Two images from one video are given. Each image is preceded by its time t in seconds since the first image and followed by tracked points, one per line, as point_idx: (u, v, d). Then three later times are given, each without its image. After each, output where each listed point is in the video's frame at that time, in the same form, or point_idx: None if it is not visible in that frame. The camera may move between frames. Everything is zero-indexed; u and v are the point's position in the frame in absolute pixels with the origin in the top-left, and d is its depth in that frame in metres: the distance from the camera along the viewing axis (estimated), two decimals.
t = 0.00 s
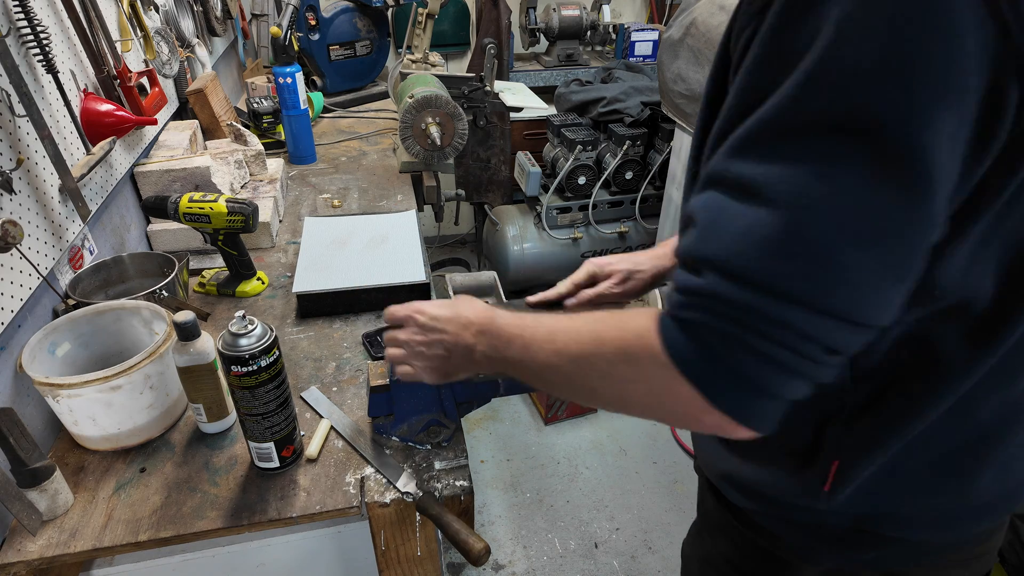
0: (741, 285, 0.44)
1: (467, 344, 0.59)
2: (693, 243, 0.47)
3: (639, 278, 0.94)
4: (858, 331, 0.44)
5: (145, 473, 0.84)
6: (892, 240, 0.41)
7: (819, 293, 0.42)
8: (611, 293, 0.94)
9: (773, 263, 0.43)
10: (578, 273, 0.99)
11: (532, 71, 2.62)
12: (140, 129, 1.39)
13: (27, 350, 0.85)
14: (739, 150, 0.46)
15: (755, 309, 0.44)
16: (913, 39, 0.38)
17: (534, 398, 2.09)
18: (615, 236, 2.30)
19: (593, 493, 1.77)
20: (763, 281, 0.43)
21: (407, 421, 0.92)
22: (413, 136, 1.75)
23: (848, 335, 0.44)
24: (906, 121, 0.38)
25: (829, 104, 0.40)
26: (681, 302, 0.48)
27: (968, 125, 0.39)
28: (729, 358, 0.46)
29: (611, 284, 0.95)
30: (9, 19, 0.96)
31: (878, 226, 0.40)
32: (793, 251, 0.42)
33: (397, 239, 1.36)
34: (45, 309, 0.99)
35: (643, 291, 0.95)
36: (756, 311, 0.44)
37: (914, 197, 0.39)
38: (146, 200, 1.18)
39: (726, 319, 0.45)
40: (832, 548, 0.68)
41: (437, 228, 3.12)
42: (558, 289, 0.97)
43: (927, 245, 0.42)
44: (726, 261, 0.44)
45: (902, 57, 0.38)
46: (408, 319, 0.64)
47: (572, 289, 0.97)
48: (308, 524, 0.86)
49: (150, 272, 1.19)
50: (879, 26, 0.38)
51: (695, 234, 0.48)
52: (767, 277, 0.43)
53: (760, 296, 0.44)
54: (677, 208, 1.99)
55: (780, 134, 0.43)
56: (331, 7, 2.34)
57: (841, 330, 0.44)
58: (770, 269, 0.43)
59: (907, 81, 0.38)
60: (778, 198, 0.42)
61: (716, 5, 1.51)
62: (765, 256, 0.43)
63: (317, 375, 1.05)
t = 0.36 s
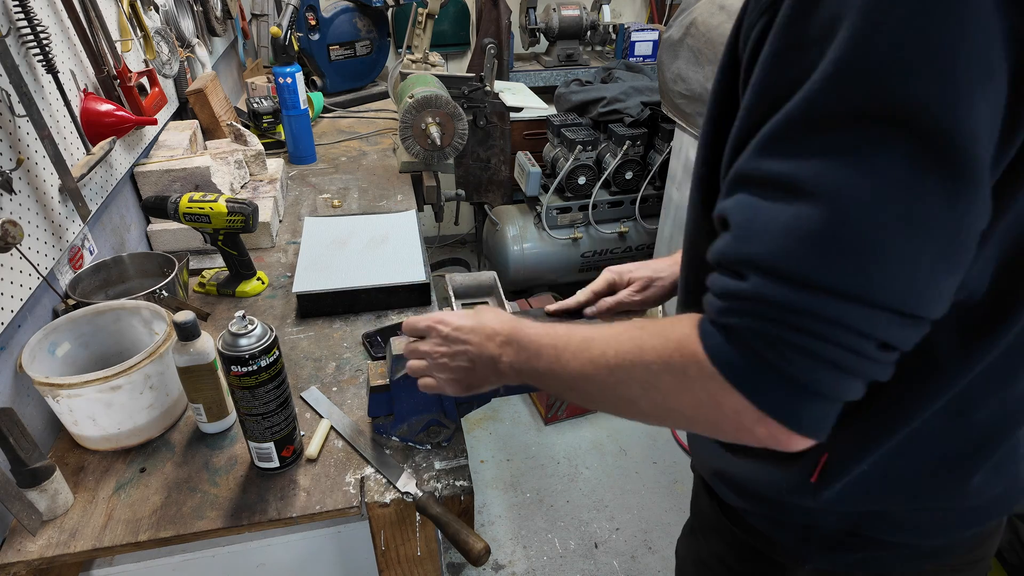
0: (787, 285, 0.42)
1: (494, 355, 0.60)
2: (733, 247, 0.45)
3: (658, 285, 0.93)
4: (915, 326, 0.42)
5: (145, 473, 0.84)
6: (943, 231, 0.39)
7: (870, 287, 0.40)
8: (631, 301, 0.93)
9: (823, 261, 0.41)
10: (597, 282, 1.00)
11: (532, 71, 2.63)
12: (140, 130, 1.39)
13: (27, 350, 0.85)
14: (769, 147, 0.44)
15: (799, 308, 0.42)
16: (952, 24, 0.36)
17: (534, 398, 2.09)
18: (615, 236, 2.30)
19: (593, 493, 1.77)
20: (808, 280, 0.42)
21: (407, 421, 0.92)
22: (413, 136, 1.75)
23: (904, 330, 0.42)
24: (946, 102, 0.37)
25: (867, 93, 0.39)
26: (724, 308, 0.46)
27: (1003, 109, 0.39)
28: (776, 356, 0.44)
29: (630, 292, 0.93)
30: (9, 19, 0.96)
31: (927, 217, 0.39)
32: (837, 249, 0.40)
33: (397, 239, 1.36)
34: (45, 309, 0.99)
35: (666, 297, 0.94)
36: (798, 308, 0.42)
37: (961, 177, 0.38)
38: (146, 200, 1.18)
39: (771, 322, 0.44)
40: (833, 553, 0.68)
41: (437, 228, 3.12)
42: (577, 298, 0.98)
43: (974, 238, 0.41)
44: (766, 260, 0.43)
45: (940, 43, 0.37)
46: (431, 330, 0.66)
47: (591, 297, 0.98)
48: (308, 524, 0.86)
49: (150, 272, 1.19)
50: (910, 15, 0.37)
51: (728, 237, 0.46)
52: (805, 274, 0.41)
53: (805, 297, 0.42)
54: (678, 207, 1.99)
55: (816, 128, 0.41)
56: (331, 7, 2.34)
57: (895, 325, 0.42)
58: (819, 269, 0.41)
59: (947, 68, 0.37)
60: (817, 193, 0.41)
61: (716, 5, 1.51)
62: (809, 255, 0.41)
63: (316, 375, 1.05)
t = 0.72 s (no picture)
0: (739, 282, 0.44)
1: (462, 339, 0.60)
2: (697, 243, 0.46)
3: (643, 280, 0.94)
4: (858, 335, 0.43)
5: (145, 474, 0.84)
6: (892, 247, 0.40)
7: (827, 296, 0.42)
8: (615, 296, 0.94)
9: (781, 264, 0.42)
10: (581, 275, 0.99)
11: (532, 71, 2.63)
12: (140, 130, 1.39)
13: (27, 350, 0.85)
14: (740, 150, 0.45)
15: (755, 309, 0.43)
16: (909, 48, 0.37)
17: (534, 398, 2.09)
18: (615, 236, 2.30)
19: (593, 493, 1.77)
20: (765, 283, 0.43)
21: (407, 420, 0.92)
22: (413, 136, 1.75)
23: (850, 339, 0.43)
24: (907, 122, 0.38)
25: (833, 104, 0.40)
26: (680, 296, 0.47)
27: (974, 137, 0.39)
28: (739, 361, 0.45)
29: (614, 287, 0.94)
30: (9, 19, 0.96)
31: (882, 233, 0.40)
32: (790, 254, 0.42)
33: (397, 239, 1.36)
34: (45, 309, 0.99)
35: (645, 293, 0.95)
36: (765, 310, 0.43)
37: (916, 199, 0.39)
38: (146, 200, 1.18)
39: (729, 322, 0.45)
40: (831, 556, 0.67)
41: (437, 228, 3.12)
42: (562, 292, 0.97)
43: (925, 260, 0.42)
44: (723, 257, 0.44)
45: (909, 60, 0.37)
46: (407, 316, 0.65)
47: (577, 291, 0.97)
48: (308, 524, 0.86)
49: (150, 272, 1.19)
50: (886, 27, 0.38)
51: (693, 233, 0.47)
52: (765, 278, 0.43)
53: (765, 298, 0.43)
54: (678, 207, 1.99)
55: (779, 134, 0.42)
56: (331, 7, 2.34)
57: (844, 335, 0.43)
58: (780, 273, 0.42)
59: (909, 87, 0.38)
60: (776, 201, 0.42)
61: (716, 5, 1.51)
62: (765, 258, 0.42)
63: (316, 375, 1.05)
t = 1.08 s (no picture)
0: (693, 272, 0.44)
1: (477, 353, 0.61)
2: (654, 228, 0.46)
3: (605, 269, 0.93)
4: (798, 330, 0.44)
5: (145, 473, 0.84)
6: (837, 245, 0.40)
7: (765, 291, 0.42)
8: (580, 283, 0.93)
9: (726, 256, 0.42)
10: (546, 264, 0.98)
11: (532, 71, 2.63)
12: (140, 130, 1.39)
13: (27, 349, 0.85)
14: (713, 136, 0.45)
15: (700, 300, 0.44)
16: (884, 46, 0.37)
17: (534, 398, 2.09)
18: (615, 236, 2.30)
19: (593, 493, 1.77)
20: (715, 275, 0.43)
21: (407, 421, 0.92)
22: (413, 136, 1.75)
23: (786, 332, 0.44)
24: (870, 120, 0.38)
25: (801, 98, 0.39)
26: (634, 279, 0.48)
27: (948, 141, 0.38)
28: (676, 345, 0.46)
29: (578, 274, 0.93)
30: (9, 19, 0.96)
31: (823, 228, 0.40)
32: (740, 248, 0.42)
33: (397, 239, 1.36)
34: (45, 309, 0.99)
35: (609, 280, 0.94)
36: (703, 299, 0.44)
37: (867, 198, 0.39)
38: (146, 200, 1.18)
39: (678, 312, 0.45)
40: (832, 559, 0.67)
41: (437, 228, 3.12)
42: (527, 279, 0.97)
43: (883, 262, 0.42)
44: (675, 245, 0.44)
45: (883, 56, 0.37)
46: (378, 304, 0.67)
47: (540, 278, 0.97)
48: (308, 524, 0.86)
49: (150, 272, 1.19)
50: (862, 28, 0.37)
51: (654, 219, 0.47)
52: (709, 270, 0.43)
53: (711, 292, 0.43)
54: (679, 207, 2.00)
55: (754, 126, 0.42)
56: (331, 7, 2.34)
57: (783, 329, 0.44)
58: (720, 265, 0.42)
59: (883, 85, 0.37)
60: (732, 193, 0.42)
61: (716, 6, 1.51)
62: (714, 250, 0.42)
63: (316, 375, 1.05)
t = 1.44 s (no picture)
0: (663, 266, 0.46)
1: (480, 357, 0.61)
2: (628, 220, 0.48)
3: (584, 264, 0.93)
4: (758, 326, 0.46)
5: (145, 473, 0.84)
6: (799, 247, 0.42)
7: (729, 286, 0.44)
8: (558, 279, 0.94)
9: (690, 246, 0.44)
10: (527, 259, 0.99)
11: (532, 71, 2.62)
12: (140, 130, 1.39)
13: (27, 349, 0.85)
14: (692, 137, 0.46)
15: (666, 292, 0.46)
16: (868, 49, 0.37)
17: (534, 398, 2.09)
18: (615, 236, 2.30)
19: (594, 493, 1.77)
20: (681, 267, 0.45)
21: (407, 421, 0.91)
22: (413, 136, 1.75)
23: (745, 329, 0.46)
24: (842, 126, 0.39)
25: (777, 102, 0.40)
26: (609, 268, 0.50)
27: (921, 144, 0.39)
28: (637, 334, 0.49)
29: (557, 270, 0.94)
30: (9, 19, 0.96)
31: (795, 225, 0.41)
32: (711, 244, 0.43)
33: (397, 239, 1.36)
34: (45, 309, 0.99)
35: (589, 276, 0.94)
36: (670, 291, 0.46)
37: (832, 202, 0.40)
38: (146, 200, 1.18)
39: (651, 302, 0.47)
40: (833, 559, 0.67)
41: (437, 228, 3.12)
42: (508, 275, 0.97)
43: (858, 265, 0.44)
44: (646, 238, 0.46)
45: (866, 61, 0.38)
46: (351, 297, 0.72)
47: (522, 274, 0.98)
48: (308, 524, 0.86)
49: (150, 272, 1.19)
50: (845, 32, 0.38)
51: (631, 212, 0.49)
52: (677, 263, 0.45)
53: (674, 283, 0.45)
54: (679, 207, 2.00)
55: (730, 125, 0.43)
56: (331, 7, 2.34)
57: (745, 326, 0.46)
58: (685, 257, 0.44)
59: (861, 91, 0.38)
60: (703, 188, 0.44)
61: (716, 6, 1.51)
62: (683, 243, 0.44)
63: (316, 375, 1.05)
